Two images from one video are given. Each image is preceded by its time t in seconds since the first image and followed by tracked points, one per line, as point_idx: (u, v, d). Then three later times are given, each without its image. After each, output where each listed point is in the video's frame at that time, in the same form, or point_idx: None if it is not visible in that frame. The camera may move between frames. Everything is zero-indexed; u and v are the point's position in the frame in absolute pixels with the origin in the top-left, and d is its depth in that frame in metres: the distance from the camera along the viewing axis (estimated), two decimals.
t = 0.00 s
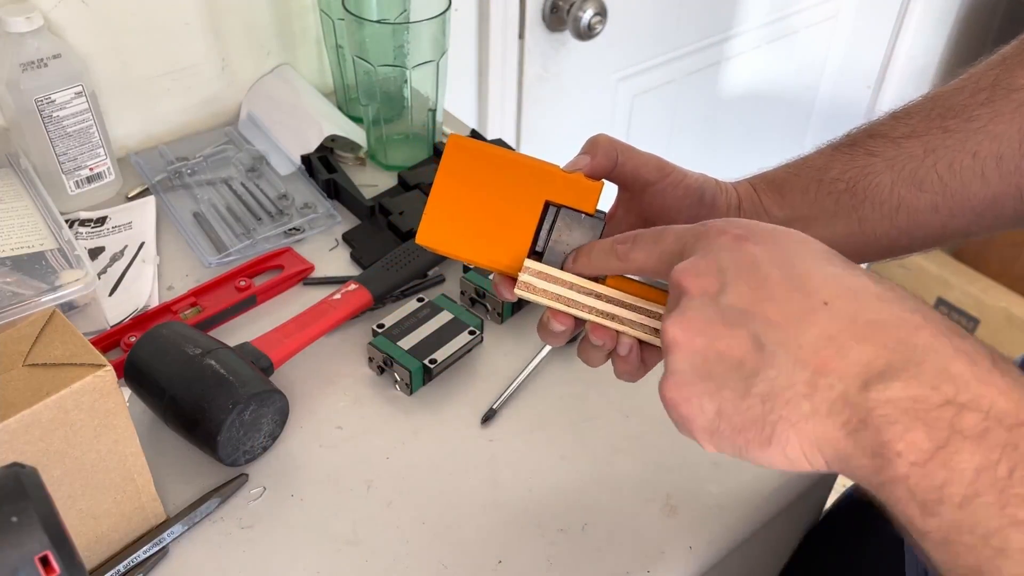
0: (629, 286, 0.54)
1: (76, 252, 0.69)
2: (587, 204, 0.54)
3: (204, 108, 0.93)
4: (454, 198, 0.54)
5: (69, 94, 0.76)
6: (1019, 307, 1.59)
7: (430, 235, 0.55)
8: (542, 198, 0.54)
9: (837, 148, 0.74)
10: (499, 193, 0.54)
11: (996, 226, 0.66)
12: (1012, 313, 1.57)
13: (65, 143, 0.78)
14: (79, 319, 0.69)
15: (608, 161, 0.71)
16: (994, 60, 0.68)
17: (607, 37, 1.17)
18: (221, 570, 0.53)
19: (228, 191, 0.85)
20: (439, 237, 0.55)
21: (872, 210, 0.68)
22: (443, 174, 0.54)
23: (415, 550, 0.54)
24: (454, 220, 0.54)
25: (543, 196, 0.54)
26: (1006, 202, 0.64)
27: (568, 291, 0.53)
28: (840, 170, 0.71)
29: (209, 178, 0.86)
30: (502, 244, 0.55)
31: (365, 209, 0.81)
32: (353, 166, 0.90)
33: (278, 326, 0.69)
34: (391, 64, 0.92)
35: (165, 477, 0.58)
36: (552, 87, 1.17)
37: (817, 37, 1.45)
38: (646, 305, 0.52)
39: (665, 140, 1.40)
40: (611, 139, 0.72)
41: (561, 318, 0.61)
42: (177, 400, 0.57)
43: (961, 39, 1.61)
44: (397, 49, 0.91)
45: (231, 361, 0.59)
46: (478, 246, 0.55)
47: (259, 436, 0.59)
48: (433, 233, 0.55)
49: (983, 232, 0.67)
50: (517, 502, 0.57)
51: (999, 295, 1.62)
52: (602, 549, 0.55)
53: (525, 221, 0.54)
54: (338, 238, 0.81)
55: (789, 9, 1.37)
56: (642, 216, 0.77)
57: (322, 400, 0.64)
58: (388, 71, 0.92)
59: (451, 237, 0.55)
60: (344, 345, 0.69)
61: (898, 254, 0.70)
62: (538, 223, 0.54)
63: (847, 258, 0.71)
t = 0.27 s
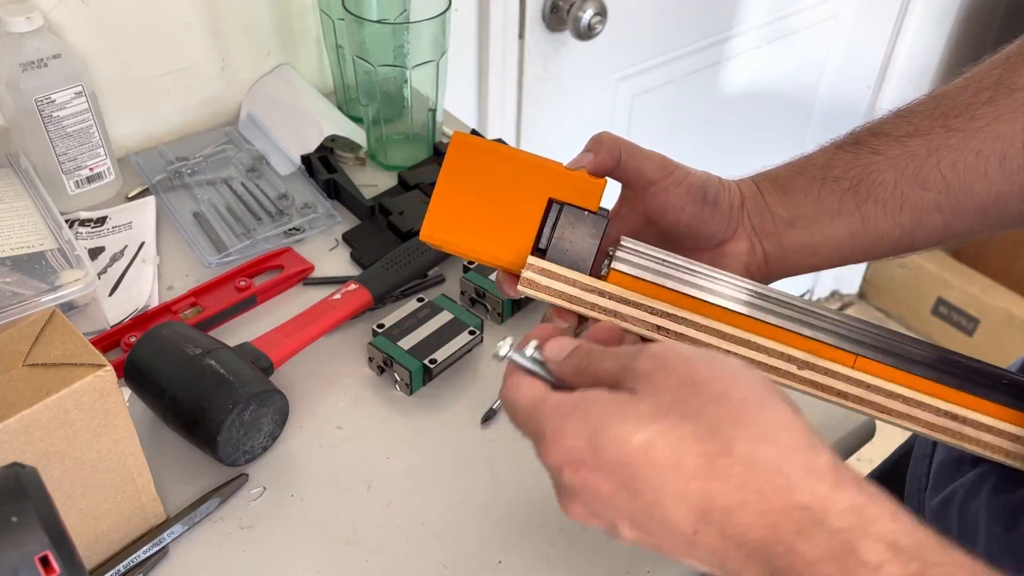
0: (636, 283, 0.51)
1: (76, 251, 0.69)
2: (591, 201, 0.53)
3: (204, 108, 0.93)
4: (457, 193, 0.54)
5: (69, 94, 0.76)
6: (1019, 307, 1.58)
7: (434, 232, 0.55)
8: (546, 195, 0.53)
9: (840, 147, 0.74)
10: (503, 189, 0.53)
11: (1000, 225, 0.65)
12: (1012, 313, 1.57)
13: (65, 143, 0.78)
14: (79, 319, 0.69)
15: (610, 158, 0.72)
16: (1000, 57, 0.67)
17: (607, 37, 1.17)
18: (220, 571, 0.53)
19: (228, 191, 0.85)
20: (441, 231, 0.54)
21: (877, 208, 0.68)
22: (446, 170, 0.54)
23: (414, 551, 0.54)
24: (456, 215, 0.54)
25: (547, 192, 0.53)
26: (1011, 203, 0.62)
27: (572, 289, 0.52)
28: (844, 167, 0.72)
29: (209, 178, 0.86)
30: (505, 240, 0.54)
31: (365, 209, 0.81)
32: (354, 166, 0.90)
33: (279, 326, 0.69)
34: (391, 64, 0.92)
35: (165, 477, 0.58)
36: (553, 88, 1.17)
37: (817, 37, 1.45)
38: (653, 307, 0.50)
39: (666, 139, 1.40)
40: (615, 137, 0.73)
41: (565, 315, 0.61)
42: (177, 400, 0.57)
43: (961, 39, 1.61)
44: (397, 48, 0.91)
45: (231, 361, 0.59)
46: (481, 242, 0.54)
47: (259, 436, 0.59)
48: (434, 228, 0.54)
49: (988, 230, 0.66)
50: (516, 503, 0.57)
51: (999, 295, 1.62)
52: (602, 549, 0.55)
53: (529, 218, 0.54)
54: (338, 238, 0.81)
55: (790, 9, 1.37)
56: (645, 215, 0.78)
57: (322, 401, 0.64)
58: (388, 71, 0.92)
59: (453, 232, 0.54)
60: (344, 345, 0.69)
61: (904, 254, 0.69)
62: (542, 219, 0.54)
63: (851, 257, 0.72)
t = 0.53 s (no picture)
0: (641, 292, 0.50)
1: (76, 252, 0.69)
2: (591, 210, 0.54)
3: (204, 108, 0.93)
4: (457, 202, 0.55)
5: (69, 94, 0.76)
6: (1019, 307, 1.58)
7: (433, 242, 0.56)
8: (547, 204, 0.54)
9: (840, 148, 0.74)
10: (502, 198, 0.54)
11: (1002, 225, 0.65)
12: (1012, 313, 1.57)
13: (65, 143, 0.78)
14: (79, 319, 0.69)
15: (610, 164, 0.71)
16: (1002, 56, 0.67)
17: (607, 37, 1.17)
18: (220, 571, 0.53)
19: (228, 191, 0.85)
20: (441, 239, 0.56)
21: (879, 210, 0.68)
22: (446, 178, 0.54)
23: (414, 550, 0.54)
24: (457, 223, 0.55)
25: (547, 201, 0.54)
26: (1013, 204, 0.62)
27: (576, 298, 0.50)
28: (845, 170, 0.72)
29: (209, 178, 0.86)
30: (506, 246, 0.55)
31: (365, 209, 0.81)
32: (353, 166, 0.90)
33: (279, 326, 0.69)
34: (391, 64, 0.92)
35: (165, 477, 0.58)
36: (553, 88, 1.17)
37: (817, 37, 1.45)
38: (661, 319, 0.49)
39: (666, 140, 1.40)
40: (614, 143, 0.71)
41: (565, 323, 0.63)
42: (177, 400, 0.57)
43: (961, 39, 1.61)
44: (397, 48, 0.91)
45: (232, 360, 0.59)
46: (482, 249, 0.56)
47: (259, 436, 0.59)
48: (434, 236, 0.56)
49: (991, 230, 0.66)
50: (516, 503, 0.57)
51: (999, 295, 1.62)
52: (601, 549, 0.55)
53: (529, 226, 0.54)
54: (337, 238, 0.81)
55: (790, 9, 1.37)
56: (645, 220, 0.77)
57: (322, 400, 0.64)
58: (388, 71, 0.92)
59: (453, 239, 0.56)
60: (344, 344, 0.70)
61: (907, 254, 0.69)
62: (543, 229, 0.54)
63: (853, 258, 0.72)
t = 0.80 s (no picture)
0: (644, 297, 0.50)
1: (76, 251, 0.69)
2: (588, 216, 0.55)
3: (204, 108, 0.93)
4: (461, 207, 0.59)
5: (69, 94, 0.76)
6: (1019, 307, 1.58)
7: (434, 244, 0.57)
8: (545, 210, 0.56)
9: (840, 146, 0.73)
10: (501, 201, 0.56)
11: (1001, 223, 0.65)
12: (1012, 313, 1.57)
13: (65, 143, 0.78)
14: (79, 319, 0.69)
15: (609, 165, 0.71)
16: (999, 53, 0.68)
17: (607, 37, 1.17)
18: (220, 571, 0.53)
19: (228, 191, 0.85)
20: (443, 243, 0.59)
21: (879, 209, 0.68)
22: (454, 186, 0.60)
23: (414, 551, 0.54)
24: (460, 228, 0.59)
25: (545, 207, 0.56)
26: (1014, 200, 0.63)
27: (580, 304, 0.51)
28: (844, 168, 0.71)
29: (209, 178, 0.86)
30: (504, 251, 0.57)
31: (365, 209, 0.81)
32: (354, 166, 0.90)
33: (279, 326, 0.69)
34: (391, 64, 0.92)
35: (165, 477, 0.58)
36: (553, 87, 1.17)
37: (818, 36, 1.45)
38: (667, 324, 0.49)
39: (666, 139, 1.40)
40: (612, 144, 0.71)
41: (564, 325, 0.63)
42: (177, 400, 0.57)
43: (961, 39, 1.61)
44: (398, 48, 0.91)
45: (232, 360, 0.59)
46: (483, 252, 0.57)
47: (259, 436, 0.59)
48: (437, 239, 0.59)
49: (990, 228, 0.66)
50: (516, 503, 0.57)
51: (998, 295, 1.62)
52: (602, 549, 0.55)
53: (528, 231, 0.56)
54: (338, 238, 0.81)
55: (790, 8, 1.37)
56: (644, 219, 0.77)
57: (323, 400, 0.64)
58: (388, 71, 0.92)
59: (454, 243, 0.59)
60: (344, 344, 0.69)
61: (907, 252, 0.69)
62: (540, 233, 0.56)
63: (852, 256, 0.72)
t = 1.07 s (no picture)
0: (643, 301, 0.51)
1: (76, 252, 0.69)
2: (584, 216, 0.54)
3: (204, 108, 0.93)
4: (450, 205, 0.54)
5: (69, 94, 0.76)
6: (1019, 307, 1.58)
7: (429, 251, 0.53)
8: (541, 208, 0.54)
9: (835, 147, 0.71)
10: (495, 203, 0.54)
11: (994, 226, 0.67)
12: (1011, 312, 1.58)
13: (65, 143, 0.78)
14: (80, 319, 0.69)
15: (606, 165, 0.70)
16: (995, 55, 0.69)
17: (607, 37, 1.17)
18: (220, 571, 0.53)
19: (228, 191, 0.85)
20: (434, 247, 0.53)
21: (876, 210, 0.67)
22: (441, 181, 0.54)
23: (414, 550, 0.54)
24: (448, 228, 0.54)
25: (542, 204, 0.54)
26: (1010, 202, 0.65)
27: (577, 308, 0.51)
28: (840, 170, 0.69)
29: (209, 178, 0.86)
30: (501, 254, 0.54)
31: (365, 209, 0.81)
32: (353, 166, 0.90)
33: (279, 325, 0.69)
34: (391, 64, 0.92)
35: (165, 477, 0.58)
36: (553, 87, 1.17)
37: (818, 37, 1.45)
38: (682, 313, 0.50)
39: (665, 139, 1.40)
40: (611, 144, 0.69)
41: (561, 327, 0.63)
42: (177, 400, 0.57)
43: (960, 40, 1.62)
44: (397, 49, 0.91)
45: (231, 360, 0.59)
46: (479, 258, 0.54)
47: (259, 436, 0.59)
48: (427, 243, 0.53)
49: (982, 231, 0.67)
50: (516, 503, 0.57)
51: (998, 295, 1.62)
52: (601, 550, 0.55)
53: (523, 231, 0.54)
54: (338, 238, 0.81)
55: (790, 8, 1.37)
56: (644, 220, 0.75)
57: (322, 400, 0.64)
58: (388, 71, 0.92)
59: (443, 248, 0.53)
60: (344, 345, 0.70)
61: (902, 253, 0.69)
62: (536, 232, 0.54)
63: (848, 258, 0.70)
